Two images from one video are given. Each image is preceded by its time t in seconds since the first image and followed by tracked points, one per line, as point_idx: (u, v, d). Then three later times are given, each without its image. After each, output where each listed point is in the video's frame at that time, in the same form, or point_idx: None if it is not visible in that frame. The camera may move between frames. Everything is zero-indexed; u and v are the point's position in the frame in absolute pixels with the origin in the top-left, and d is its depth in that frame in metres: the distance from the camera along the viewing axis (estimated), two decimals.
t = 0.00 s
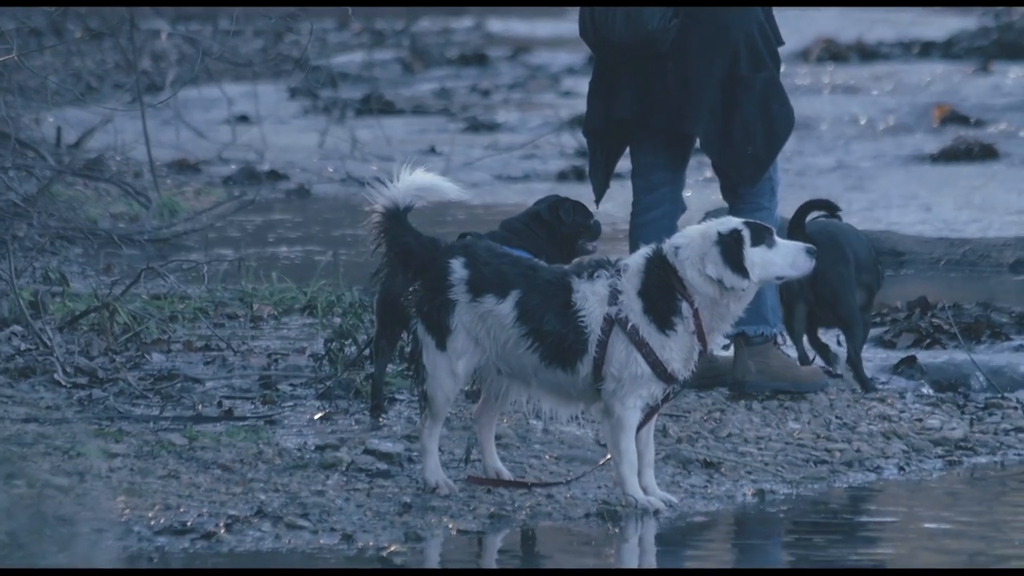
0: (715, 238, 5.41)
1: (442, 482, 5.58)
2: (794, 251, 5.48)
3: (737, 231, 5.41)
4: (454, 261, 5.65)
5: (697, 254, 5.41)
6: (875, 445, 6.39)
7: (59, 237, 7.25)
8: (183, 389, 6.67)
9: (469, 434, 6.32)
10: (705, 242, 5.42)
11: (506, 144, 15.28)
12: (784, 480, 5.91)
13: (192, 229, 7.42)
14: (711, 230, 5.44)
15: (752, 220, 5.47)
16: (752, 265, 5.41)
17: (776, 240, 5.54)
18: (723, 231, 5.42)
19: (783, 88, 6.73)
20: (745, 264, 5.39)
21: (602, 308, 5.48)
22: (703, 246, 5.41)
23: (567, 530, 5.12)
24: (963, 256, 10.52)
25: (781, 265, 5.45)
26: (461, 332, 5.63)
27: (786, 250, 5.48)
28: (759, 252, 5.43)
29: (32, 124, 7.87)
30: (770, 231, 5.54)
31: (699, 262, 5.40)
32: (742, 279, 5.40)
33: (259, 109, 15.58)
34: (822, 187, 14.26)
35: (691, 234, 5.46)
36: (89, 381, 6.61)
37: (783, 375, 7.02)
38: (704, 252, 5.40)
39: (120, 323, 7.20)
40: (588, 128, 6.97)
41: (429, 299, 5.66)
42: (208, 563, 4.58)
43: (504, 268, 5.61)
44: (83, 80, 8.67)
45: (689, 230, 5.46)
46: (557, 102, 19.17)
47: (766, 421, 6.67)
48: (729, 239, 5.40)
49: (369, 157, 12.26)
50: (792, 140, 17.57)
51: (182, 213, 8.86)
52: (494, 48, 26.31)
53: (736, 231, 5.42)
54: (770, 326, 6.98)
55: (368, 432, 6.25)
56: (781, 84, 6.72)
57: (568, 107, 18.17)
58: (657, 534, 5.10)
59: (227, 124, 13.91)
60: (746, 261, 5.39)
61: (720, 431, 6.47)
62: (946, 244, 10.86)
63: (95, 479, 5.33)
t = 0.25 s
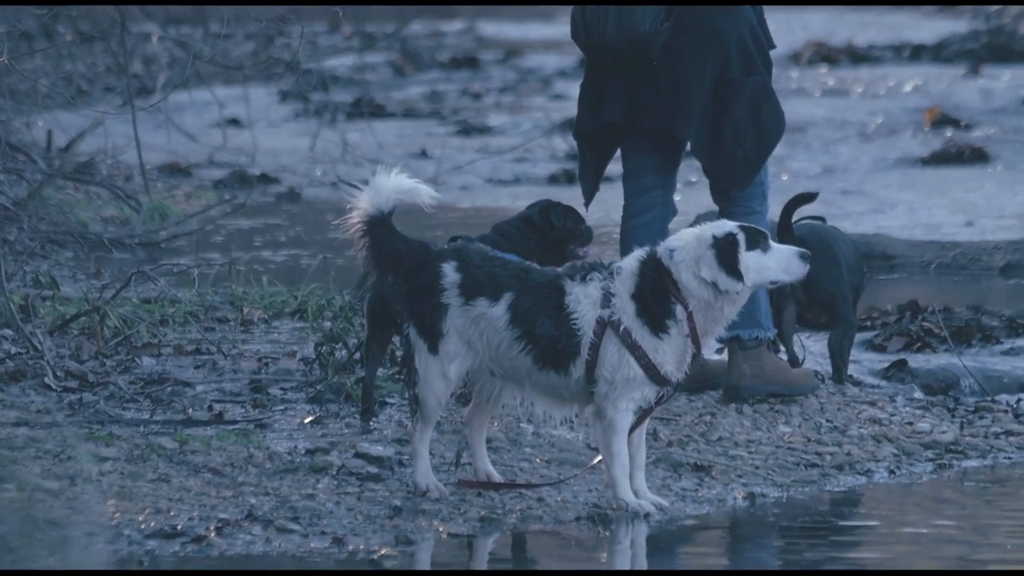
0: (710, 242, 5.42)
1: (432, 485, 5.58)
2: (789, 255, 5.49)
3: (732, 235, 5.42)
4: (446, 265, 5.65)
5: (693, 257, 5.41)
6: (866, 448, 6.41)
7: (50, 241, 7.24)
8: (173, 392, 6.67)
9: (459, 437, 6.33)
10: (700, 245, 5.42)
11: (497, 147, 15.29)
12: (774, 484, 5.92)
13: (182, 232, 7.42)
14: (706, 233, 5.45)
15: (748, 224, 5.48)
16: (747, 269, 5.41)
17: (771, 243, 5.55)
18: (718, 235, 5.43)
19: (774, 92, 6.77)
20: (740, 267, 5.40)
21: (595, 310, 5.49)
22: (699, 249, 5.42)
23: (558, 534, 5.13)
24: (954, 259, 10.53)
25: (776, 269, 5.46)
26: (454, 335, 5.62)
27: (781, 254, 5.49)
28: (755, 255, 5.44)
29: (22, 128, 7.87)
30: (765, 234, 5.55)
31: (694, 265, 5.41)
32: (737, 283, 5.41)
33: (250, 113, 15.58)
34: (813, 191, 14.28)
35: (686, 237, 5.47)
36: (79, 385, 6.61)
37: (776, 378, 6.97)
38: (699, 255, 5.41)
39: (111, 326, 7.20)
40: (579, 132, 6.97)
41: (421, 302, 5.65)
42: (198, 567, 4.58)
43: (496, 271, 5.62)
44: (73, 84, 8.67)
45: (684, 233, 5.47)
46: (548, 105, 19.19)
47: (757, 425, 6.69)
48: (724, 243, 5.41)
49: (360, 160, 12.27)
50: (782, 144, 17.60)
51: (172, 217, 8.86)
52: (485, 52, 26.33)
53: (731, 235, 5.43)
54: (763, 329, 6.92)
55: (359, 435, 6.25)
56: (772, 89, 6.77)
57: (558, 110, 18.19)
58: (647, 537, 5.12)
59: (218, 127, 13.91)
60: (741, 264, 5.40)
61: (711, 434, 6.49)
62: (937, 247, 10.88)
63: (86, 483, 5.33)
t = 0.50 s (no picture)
0: (704, 244, 5.44)
1: (424, 488, 5.59)
2: (784, 257, 5.51)
3: (727, 237, 5.44)
4: (440, 268, 5.65)
5: (687, 260, 5.44)
6: (857, 451, 6.43)
7: (41, 244, 7.25)
8: (164, 396, 6.67)
9: (451, 440, 6.34)
10: (694, 248, 5.45)
11: (488, 150, 15.31)
12: (765, 486, 5.94)
13: (173, 235, 7.42)
14: (700, 236, 5.47)
15: (742, 226, 5.50)
16: (742, 272, 5.43)
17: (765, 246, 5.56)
18: (712, 237, 5.45)
19: (765, 96, 6.76)
20: (734, 270, 5.41)
21: (589, 313, 5.51)
22: (693, 252, 5.44)
23: (550, 536, 5.14)
24: (945, 261, 10.55)
25: (770, 271, 5.48)
26: (447, 338, 5.61)
27: (775, 256, 5.51)
28: (749, 258, 5.45)
29: (13, 132, 7.88)
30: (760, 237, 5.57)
31: (688, 268, 5.43)
32: (731, 286, 5.43)
33: (241, 116, 15.58)
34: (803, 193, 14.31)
35: (680, 240, 5.50)
36: (71, 389, 6.62)
37: (770, 382, 6.94)
38: (693, 258, 5.44)
39: (102, 330, 7.21)
40: (571, 133, 7.01)
41: (414, 305, 5.64)
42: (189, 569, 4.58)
43: (490, 273, 5.63)
44: (63, 87, 8.68)
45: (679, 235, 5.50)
46: (539, 108, 19.22)
47: (747, 427, 6.70)
48: (719, 245, 5.43)
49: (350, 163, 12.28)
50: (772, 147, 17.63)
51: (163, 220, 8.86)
52: (475, 55, 26.36)
53: (725, 237, 5.45)
54: (758, 334, 6.80)
55: (350, 438, 6.25)
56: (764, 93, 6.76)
57: (549, 114, 18.22)
58: (639, 540, 5.13)
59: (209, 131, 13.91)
60: (735, 267, 5.42)
61: (701, 437, 6.51)
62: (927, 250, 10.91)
63: (77, 486, 5.33)
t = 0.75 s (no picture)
0: (699, 246, 5.47)
1: (416, 490, 5.59)
2: (777, 259, 5.55)
3: (720, 239, 5.47)
4: (433, 269, 5.66)
5: (681, 261, 5.47)
6: (848, 453, 6.45)
7: (32, 246, 7.24)
8: (156, 397, 6.67)
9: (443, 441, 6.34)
10: (688, 249, 5.48)
11: (480, 152, 15.32)
12: (757, 488, 5.95)
13: (164, 237, 7.42)
14: (694, 237, 5.50)
15: (735, 228, 5.54)
16: (736, 273, 5.47)
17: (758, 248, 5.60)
18: (706, 239, 5.48)
19: (759, 97, 6.76)
20: (728, 271, 5.45)
21: (583, 314, 5.52)
22: (687, 254, 5.48)
23: (541, 538, 5.15)
24: (937, 263, 10.57)
25: (764, 273, 5.52)
26: (440, 340, 5.62)
27: (768, 258, 5.55)
28: (742, 260, 5.49)
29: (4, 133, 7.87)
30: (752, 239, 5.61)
31: (683, 269, 5.46)
32: (725, 287, 5.46)
33: (233, 118, 15.58)
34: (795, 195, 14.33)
35: (674, 242, 5.53)
36: (62, 391, 6.62)
37: (762, 387, 6.96)
38: (687, 260, 5.47)
39: (93, 332, 7.21)
40: (563, 135, 7.03)
41: (407, 306, 5.65)
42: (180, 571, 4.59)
43: (484, 275, 5.64)
44: (55, 89, 8.67)
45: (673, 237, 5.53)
46: (531, 109, 19.23)
47: (739, 429, 6.72)
48: (712, 247, 5.46)
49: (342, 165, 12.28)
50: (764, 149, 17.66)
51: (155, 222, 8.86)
52: (467, 56, 26.38)
53: (719, 239, 5.48)
54: (749, 338, 6.91)
55: (341, 440, 6.26)
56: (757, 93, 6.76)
57: (541, 115, 18.23)
58: (630, 542, 5.14)
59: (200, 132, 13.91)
60: (729, 268, 5.45)
61: (693, 439, 6.52)
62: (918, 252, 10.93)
63: (68, 488, 5.33)
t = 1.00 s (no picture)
0: (692, 246, 5.48)
1: (409, 491, 5.59)
2: (771, 259, 5.54)
3: (714, 238, 5.48)
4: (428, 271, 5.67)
5: (675, 261, 5.48)
6: (841, 454, 6.46)
7: (24, 247, 7.24)
8: (149, 398, 6.67)
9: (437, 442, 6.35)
10: (681, 249, 5.49)
11: (473, 153, 15.32)
12: (750, 489, 5.96)
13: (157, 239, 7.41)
14: (688, 237, 5.52)
15: (729, 228, 5.54)
16: (729, 273, 5.47)
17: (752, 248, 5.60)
18: (700, 239, 5.49)
19: (753, 100, 6.80)
20: (721, 271, 5.45)
21: (577, 314, 5.53)
22: (681, 253, 5.49)
23: (534, 539, 5.16)
24: (929, 264, 10.59)
25: (758, 273, 5.51)
26: (435, 341, 5.63)
27: (762, 258, 5.54)
28: (736, 259, 5.49)
29: None
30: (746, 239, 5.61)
31: (676, 268, 5.47)
32: (719, 287, 5.47)
33: (226, 119, 15.58)
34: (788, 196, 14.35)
35: (668, 242, 5.54)
36: (55, 392, 6.61)
37: (757, 388, 6.99)
38: (680, 260, 5.48)
39: (86, 333, 7.20)
40: (558, 135, 7.01)
41: (402, 307, 5.66)
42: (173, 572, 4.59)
43: (478, 276, 5.65)
44: (47, 90, 8.67)
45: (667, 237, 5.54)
46: (524, 111, 19.24)
47: (731, 430, 6.73)
48: (706, 246, 5.47)
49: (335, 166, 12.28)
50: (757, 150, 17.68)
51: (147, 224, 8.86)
52: (460, 57, 26.38)
53: (712, 239, 5.49)
54: (742, 340, 6.90)
55: (335, 441, 6.26)
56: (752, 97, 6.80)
57: (534, 116, 18.24)
58: (623, 542, 5.15)
59: (192, 133, 13.90)
60: (723, 268, 5.45)
61: (686, 440, 6.53)
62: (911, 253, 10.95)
63: (61, 489, 5.33)
